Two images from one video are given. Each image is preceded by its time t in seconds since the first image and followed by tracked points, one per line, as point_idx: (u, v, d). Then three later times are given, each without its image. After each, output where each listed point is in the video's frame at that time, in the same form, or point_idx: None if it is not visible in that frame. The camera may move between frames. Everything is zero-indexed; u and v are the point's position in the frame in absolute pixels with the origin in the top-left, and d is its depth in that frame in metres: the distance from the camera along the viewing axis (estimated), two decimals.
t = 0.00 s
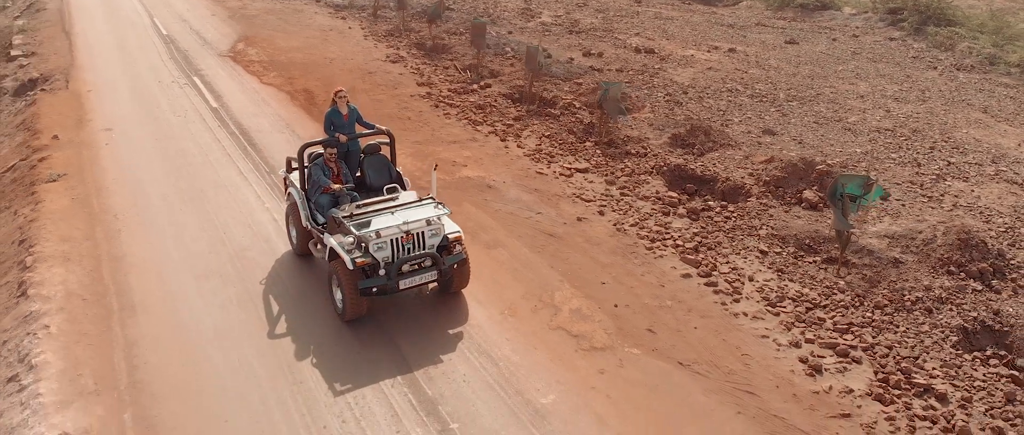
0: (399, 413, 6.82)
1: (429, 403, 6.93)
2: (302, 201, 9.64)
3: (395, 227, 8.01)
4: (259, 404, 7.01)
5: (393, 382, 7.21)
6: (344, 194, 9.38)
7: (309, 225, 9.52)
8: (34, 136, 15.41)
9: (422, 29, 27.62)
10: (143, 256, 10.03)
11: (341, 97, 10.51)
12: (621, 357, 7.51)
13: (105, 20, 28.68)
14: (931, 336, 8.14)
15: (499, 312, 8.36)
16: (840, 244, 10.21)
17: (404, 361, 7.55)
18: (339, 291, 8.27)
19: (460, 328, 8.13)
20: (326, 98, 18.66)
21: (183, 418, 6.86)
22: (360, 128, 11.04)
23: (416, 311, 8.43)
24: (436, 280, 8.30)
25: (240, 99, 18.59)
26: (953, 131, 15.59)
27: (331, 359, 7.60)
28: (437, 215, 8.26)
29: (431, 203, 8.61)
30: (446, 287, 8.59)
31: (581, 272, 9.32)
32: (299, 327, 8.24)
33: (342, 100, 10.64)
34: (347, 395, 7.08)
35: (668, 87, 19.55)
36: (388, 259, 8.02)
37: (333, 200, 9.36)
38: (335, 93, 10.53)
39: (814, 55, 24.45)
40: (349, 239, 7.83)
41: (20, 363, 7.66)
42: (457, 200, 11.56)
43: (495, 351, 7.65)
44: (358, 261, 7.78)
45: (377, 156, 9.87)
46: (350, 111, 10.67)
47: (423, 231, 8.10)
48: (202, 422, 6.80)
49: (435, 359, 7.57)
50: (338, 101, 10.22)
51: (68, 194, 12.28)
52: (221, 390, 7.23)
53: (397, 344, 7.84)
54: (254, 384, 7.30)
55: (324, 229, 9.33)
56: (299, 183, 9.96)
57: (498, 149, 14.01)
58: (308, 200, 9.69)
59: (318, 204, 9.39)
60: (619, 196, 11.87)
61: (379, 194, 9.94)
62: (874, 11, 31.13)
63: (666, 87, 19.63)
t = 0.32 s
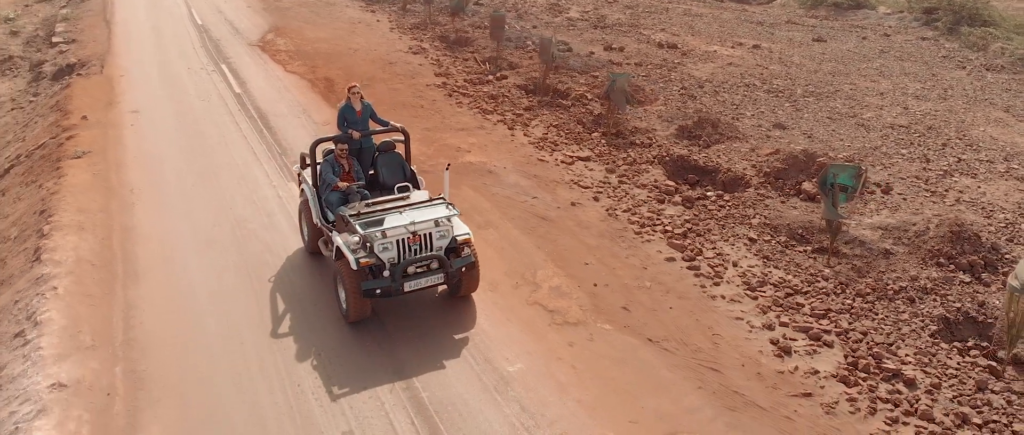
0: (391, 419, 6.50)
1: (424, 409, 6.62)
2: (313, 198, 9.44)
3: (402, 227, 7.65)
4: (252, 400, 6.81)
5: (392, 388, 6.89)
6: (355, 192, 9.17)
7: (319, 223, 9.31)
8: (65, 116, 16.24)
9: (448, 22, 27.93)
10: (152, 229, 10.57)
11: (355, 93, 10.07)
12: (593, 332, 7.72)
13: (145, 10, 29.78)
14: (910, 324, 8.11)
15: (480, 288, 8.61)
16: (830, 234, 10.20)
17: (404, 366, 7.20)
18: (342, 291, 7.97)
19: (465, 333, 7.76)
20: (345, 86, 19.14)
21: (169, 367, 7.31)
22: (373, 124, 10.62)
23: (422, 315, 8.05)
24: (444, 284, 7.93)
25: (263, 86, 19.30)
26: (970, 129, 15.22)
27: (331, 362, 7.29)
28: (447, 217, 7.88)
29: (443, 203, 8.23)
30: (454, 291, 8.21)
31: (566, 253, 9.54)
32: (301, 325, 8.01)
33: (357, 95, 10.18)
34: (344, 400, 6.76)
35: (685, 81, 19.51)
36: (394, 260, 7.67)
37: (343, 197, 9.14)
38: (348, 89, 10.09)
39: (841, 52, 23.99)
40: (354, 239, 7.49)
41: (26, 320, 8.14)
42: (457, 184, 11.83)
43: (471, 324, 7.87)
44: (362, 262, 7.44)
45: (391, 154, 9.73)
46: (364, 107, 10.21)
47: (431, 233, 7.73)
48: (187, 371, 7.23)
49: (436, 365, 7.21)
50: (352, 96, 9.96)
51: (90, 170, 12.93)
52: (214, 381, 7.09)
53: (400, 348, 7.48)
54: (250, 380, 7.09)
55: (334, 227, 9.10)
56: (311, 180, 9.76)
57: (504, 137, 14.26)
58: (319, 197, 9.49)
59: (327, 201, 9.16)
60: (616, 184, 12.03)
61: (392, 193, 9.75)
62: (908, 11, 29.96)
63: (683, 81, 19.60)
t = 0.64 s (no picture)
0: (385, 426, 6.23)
1: (420, 415, 6.36)
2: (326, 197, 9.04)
3: (409, 227, 7.43)
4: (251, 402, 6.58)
5: (390, 396, 6.59)
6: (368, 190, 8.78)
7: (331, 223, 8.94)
8: (103, 99, 17.12)
9: (479, 16, 28.22)
10: (169, 204, 11.15)
11: (371, 90, 9.50)
12: (573, 308, 7.97)
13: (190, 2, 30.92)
14: (894, 313, 8.10)
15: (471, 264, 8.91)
16: (825, 225, 10.18)
17: (407, 372, 6.90)
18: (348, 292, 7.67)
19: (471, 340, 7.40)
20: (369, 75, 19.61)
21: (170, 325, 7.78)
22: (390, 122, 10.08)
23: (430, 320, 7.71)
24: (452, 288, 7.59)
25: (292, 74, 19.95)
26: (994, 128, 14.78)
27: (334, 365, 7.00)
28: (457, 219, 7.62)
29: (455, 205, 7.98)
30: (464, 295, 7.85)
31: (559, 236, 9.78)
32: (304, 312, 7.96)
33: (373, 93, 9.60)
34: (340, 405, 6.49)
35: (707, 76, 19.39)
36: (401, 262, 7.43)
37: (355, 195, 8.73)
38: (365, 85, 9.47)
39: (874, 50, 23.41)
40: (360, 238, 7.26)
41: (45, 280, 8.72)
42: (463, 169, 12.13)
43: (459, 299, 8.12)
44: (367, 262, 7.20)
45: (408, 152, 9.37)
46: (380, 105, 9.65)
47: (440, 234, 7.50)
48: (184, 328, 7.70)
49: (438, 373, 6.89)
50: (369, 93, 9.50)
51: (119, 149, 13.65)
52: (216, 380, 6.88)
53: (404, 352, 7.17)
54: (252, 382, 6.84)
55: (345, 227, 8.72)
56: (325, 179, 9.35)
57: (515, 126, 14.52)
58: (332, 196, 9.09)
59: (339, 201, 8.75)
60: (619, 172, 12.19)
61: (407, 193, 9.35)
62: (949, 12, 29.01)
63: (705, 76, 19.50)
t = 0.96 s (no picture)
0: None
1: (413, 424, 6.12)
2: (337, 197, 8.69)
3: (416, 231, 7.04)
4: (245, 402, 6.45)
5: (386, 404, 6.34)
6: (379, 191, 8.33)
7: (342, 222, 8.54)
8: (145, 85, 18.07)
9: (514, 10, 28.46)
10: (195, 182, 11.82)
11: (387, 88, 9.20)
12: (561, 285, 8.25)
13: None
14: (882, 302, 8.13)
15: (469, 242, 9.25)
16: (826, 218, 10.19)
17: (406, 381, 6.64)
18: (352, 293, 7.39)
19: (476, 350, 7.07)
20: (398, 65, 20.10)
21: (181, 291, 8.33)
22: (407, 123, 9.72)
23: (437, 327, 7.40)
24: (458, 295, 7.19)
25: (326, 64, 20.61)
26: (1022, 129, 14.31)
27: (333, 371, 6.78)
28: (467, 223, 7.21)
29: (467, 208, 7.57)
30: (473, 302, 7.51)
31: (559, 219, 10.05)
32: (307, 285, 8.38)
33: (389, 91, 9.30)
34: (334, 412, 6.28)
35: (734, 72, 19.17)
36: (406, 267, 7.02)
37: (366, 195, 8.25)
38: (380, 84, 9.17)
39: (912, 49, 22.75)
40: (363, 240, 6.94)
41: (71, 246, 9.40)
42: (475, 156, 12.46)
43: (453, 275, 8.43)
44: (370, 266, 6.81)
45: (425, 152, 8.94)
46: (396, 104, 9.35)
47: (447, 239, 7.08)
48: (193, 293, 8.28)
49: (438, 382, 6.61)
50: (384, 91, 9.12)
51: (154, 132, 14.48)
52: (211, 375, 6.82)
53: (406, 361, 6.91)
54: (248, 383, 6.70)
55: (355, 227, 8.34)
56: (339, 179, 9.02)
57: (532, 116, 14.82)
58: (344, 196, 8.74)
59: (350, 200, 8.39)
60: (628, 162, 12.39)
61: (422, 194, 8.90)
62: (996, 14, 27.93)
63: (731, 71, 19.31)
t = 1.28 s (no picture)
0: None
1: None
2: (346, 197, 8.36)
3: (418, 234, 6.75)
4: (239, 397, 6.39)
5: (376, 416, 6.07)
6: (388, 193, 7.99)
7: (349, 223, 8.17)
8: (187, 72, 18.99)
9: (549, 5, 28.55)
10: (221, 162, 12.56)
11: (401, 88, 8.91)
12: (554, 264, 8.54)
13: None
14: (872, 291, 8.18)
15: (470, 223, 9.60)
16: (829, 209, 10.19)
17: (402, 391, 6.36)
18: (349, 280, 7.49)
19: (477, 362, 6.73)
20: (429, 57, 20.52)
21: (196, 258, 8.94)
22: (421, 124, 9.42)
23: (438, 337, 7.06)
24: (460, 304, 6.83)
25: (360, 55, 21.21)
26: None
27: (328, 377, 6.55)
28: (472, 229, 6.89)
29: (473, 213, 7.23)
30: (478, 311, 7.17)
31: (562, 204, 10.31)
32: (308, 255, 8.97)
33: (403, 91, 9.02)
34: (323, 422, 6.03)
35: (760, 70, 18.66)
36: (406, 272, 6.71)
37: (374, 196, 7.91)
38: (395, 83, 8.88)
39: (952, 49, 22.00)
40: (364, 242, 6.64)
41: (101, 215, 10.12)
42: (489, 143, 12.79)
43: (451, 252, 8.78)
44: (370, 270, 6.51)
45: (438, 153, 8.54)
46: (409, 104, 9.07)
47: (450, 244, 6.79)
48: (205, 260, 8.90)
49: (433, 395, 6.30)
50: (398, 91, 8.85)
51: (190, 116, 15.31)
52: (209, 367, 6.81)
53: (404, 370, 6.61)
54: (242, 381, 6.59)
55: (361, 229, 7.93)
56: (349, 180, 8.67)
57: (551, 107, 15.08)
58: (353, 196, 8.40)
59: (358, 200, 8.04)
60: (639, 153, 12.58)
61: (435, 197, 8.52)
62: None
63: (758, 69, 18.76)
